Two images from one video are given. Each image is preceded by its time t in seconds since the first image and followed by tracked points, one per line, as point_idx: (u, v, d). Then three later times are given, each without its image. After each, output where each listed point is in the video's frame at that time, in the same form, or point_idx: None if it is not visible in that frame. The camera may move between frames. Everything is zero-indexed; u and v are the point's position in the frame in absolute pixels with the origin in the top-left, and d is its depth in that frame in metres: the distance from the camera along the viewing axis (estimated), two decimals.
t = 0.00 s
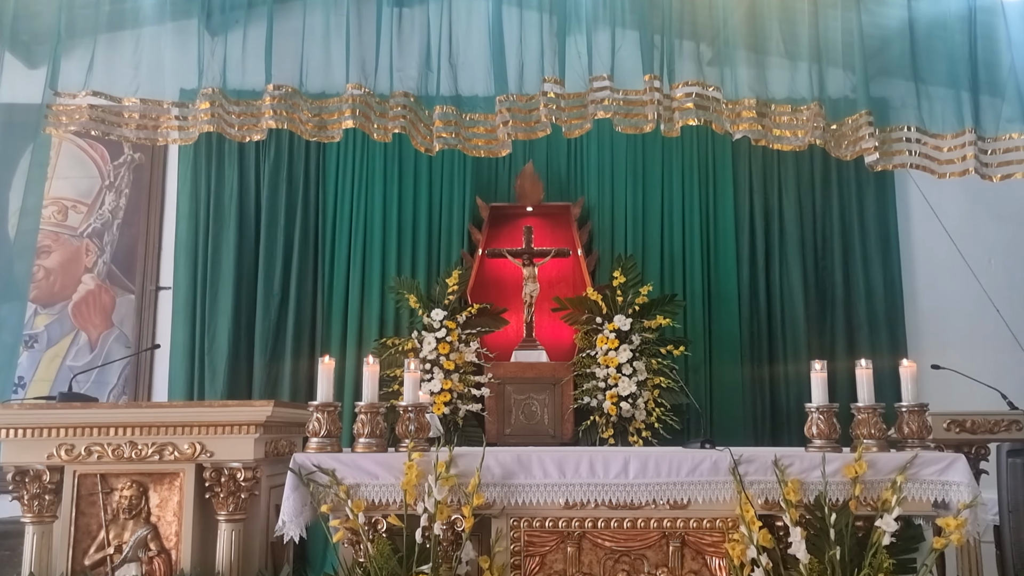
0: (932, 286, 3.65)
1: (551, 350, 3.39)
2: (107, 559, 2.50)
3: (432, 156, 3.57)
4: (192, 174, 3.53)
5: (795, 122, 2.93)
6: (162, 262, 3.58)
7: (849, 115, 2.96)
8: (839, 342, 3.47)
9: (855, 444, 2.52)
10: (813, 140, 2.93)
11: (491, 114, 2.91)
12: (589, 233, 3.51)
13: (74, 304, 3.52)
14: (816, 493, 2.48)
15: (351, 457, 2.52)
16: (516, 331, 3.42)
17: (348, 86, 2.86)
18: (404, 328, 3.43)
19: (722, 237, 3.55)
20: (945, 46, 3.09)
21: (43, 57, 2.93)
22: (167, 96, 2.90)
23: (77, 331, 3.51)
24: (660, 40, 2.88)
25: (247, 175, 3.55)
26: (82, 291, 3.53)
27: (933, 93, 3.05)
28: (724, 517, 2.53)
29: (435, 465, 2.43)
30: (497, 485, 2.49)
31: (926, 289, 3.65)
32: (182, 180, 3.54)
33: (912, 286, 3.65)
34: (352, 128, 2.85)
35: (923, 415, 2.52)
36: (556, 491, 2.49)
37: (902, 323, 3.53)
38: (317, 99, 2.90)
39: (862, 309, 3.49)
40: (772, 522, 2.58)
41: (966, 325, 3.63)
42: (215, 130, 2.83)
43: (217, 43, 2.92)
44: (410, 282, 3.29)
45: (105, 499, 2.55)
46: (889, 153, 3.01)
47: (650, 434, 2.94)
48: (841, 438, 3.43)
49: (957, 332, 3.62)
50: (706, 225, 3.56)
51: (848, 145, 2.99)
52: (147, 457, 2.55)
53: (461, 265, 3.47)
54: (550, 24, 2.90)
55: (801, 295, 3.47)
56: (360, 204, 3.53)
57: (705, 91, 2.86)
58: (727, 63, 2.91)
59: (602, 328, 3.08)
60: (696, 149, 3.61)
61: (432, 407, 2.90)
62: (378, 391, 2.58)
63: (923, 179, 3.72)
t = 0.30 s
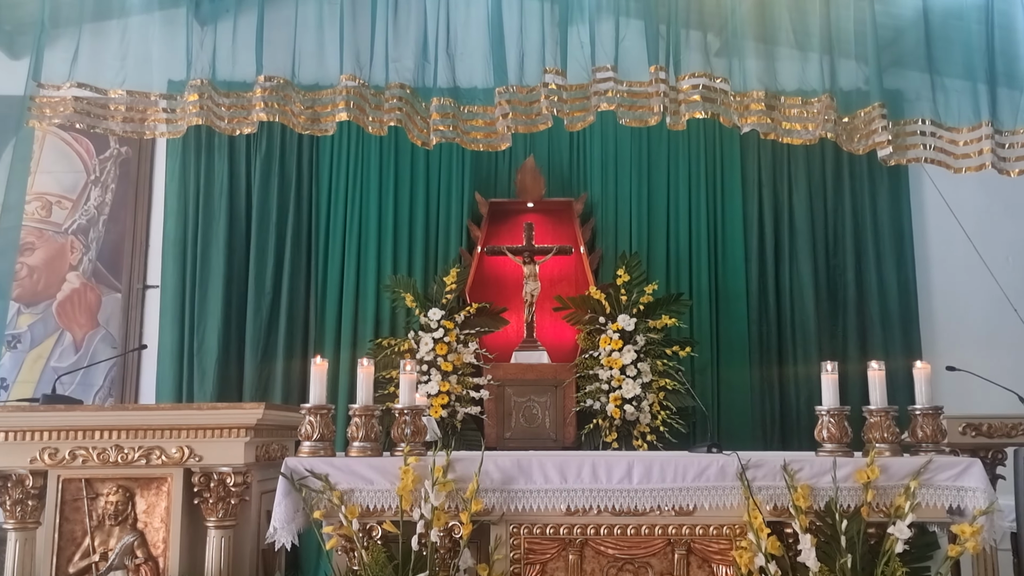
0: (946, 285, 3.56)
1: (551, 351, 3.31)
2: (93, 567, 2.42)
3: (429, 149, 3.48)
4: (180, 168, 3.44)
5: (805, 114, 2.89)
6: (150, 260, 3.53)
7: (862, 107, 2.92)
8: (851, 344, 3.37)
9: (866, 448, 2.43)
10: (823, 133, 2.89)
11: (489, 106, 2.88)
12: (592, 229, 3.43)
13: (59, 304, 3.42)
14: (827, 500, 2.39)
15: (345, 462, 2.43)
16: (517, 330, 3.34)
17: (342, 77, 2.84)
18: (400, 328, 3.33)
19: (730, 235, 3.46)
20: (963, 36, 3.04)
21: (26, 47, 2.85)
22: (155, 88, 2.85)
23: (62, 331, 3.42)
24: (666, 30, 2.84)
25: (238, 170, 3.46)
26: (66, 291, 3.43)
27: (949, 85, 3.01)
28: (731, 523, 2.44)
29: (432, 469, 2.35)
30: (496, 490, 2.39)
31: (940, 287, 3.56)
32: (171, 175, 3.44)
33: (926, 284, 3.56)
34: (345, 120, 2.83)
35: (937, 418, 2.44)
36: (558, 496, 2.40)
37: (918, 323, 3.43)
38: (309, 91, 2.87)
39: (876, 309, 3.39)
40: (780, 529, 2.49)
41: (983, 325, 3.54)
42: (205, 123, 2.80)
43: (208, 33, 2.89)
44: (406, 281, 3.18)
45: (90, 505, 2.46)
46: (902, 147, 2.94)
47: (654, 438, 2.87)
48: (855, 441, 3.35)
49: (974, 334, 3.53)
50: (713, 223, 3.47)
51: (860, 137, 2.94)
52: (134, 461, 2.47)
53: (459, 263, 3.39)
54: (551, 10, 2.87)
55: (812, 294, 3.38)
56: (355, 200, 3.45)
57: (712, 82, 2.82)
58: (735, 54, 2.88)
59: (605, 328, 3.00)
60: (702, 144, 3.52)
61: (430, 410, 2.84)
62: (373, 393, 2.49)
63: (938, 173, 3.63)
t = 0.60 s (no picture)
0: (989, 283, 3.29)
1: (555, 354, 3.08)
2: None
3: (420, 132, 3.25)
4: (148, 152, 3.21)
5: (834, 95, 2.70)
6: (113, 257, 3.27)
7: (897, 87, 2.72)
8: (885, 349, 3.14)
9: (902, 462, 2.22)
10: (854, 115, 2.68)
11: (488, 86, 2.69)
12: (601, 223, 3.21)
13: (13, 303, 3.21)
14: (858, 518, 2.16)
15: (328, 477, 2.20)
16: (518, 331, 3.11)
17: (325, 53, 2.62)
18: (389, 330, 3.11)
19: (751, 229, 3.23)
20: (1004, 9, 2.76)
21: None
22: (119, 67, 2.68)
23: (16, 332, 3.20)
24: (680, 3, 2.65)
25: (211, 156, 3.23)
26: (20, 290, 3.22)
27: (994, 63, 2.75)
28: (753, 545, 2.21)
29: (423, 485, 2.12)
30: (494, 509, 2.16)
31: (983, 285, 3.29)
32: (136, 160, 3.22)
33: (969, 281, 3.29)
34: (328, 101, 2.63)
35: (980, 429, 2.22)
36: (561, 516, 2.17)
37: (957, 324, 3.19)
38: (288, 68, 2.67)
39: (912, 309, 3.16)
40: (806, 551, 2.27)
41: None
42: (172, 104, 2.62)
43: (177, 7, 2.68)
44: (395, 278, 2.97)
45: (48, 525, 2.23)
46: (942, 130, 2.72)
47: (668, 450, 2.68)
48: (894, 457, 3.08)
49: (1021, 338, 3.25)
50: (733, 215, 3.24)
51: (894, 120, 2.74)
52: (97, 476, 2.24)
53: (454, 257, 3.15)
54: None
55: (841, 293, 3.15)
56: (339, 191, 3.21)
57: (732, 58, 2.63)
58: (757, 30, 2.69)
59: (615, 330, 2.82)
60: (721, 131, 3.28)
61: (422, 421, 2.64)
62: (360, 402, 2.27)
63: (981, 160, 3.35)
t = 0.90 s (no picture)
0: None
1: (557, 355, 2.87)
2: None
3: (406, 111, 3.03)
4: (103, 132, 2.98)
5: (866, 69, 2.59)
6: (66, 246, 3.07)
7: (937, 60, 2.58)
8: (924, 352, 2.92)
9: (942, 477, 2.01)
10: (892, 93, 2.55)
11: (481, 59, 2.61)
12: (610, 210, 3.01)
13: None
14: (893, 538, 1.93)
15: (304, 491, 1.96)
16: (518, 328, 2.90)
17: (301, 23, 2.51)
18: (372, 330, 2.91)
19: (775, 221, 3.02)
20: None
21: None
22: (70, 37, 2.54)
23: None
24: None
25: (173, 137, 3.00)
26: None
27: None
28: (777, 568, 1.98)
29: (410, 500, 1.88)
30: (489, 528, 1.93)
31: None
32: (92, 142, 2.98)
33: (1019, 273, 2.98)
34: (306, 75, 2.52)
35: None
36: (563, 535, 1.94)
37: (1003, 324, 2.94)
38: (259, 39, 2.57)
39: (953, 309, 2.93)
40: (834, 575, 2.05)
41: None
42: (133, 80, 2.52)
43: None
44: (379, 273, 2.75)
45: None
46: (986, 108, 2.57)
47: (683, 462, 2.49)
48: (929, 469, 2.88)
49: None
50: (754, 205, 3.03)
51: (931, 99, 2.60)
52: (48, 490, 2.00)
53: (446, 249, 2.95)
54: None
55: (874, 287, 2.93)
56: (318, 178, 2.99)
57: (753, 28, 2.50)
58: None
59: (623, 329, 2.63)
60: (741, 114, 3.07)
61: (408, 430, 2.45)
62: (341, 409, 2.04)
63: None
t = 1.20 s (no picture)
0: None
1: (558, 359, 2.80)
2: None
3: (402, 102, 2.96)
4: (87, 123, 2.91)
5: (878, 59, 2.73)
6: (49, 241, 3.00)
7: (952, 49, 2.76)
8: (938, 351, 2.86)
9: (957, 481, 1.94)
10: (902, 83, 2.72)
11: (478, 48, 2.78)
12: (614, 203, 2.94)
13: None
14: (906, 544, 1.85)
15: (296, 494, 1.88)
16: (517, 331, 2.82)
17: (294, 13, 2.68)
18: (366, 329, 2.84)
19: (784, 215, 2.95)
20: None
21: None
22: (57, 27, 2.73)
23: None
24: None
25: (161, 128, 2.93)
26: None
27: None
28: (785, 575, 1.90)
29: (408, 506, 1.80)
30: (488, 534, 1.85)
31: None
32: (76, 133, 2.90)
33: None
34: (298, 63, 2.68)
35: None
36: (565, 542, 1.86)
37: (1019, 323, 2.88)
38: (251, 28, 2.74)
39: (968, 305, 2.86)
40: None
41: None
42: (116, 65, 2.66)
43: None
44: (374, 269, 2.68)
45: None
46: (1001, 98, 2.75)
47: (689, 467, 2.43)
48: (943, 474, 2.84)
49: None
50: (762, 200, 2.95)
51: (948, 87, 2.75)
52: (32, 495, 1.93)
53: (443, 245, 2.85)
54: None
55: (887, 284, 2.86)
56: (309, 172, 2.92)
57: (761, 18, 2.65)
58: None
59: (626, 328, 2.56)
60: (747, 106, 2.99)
61: (404, 433, 2.39)
62: (334, 410, 1.97)
63: None
